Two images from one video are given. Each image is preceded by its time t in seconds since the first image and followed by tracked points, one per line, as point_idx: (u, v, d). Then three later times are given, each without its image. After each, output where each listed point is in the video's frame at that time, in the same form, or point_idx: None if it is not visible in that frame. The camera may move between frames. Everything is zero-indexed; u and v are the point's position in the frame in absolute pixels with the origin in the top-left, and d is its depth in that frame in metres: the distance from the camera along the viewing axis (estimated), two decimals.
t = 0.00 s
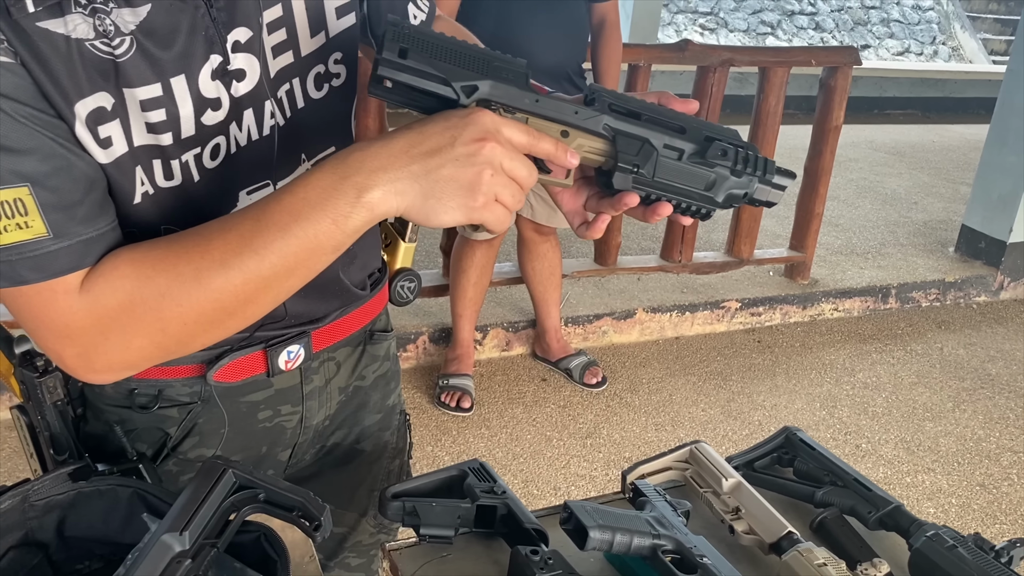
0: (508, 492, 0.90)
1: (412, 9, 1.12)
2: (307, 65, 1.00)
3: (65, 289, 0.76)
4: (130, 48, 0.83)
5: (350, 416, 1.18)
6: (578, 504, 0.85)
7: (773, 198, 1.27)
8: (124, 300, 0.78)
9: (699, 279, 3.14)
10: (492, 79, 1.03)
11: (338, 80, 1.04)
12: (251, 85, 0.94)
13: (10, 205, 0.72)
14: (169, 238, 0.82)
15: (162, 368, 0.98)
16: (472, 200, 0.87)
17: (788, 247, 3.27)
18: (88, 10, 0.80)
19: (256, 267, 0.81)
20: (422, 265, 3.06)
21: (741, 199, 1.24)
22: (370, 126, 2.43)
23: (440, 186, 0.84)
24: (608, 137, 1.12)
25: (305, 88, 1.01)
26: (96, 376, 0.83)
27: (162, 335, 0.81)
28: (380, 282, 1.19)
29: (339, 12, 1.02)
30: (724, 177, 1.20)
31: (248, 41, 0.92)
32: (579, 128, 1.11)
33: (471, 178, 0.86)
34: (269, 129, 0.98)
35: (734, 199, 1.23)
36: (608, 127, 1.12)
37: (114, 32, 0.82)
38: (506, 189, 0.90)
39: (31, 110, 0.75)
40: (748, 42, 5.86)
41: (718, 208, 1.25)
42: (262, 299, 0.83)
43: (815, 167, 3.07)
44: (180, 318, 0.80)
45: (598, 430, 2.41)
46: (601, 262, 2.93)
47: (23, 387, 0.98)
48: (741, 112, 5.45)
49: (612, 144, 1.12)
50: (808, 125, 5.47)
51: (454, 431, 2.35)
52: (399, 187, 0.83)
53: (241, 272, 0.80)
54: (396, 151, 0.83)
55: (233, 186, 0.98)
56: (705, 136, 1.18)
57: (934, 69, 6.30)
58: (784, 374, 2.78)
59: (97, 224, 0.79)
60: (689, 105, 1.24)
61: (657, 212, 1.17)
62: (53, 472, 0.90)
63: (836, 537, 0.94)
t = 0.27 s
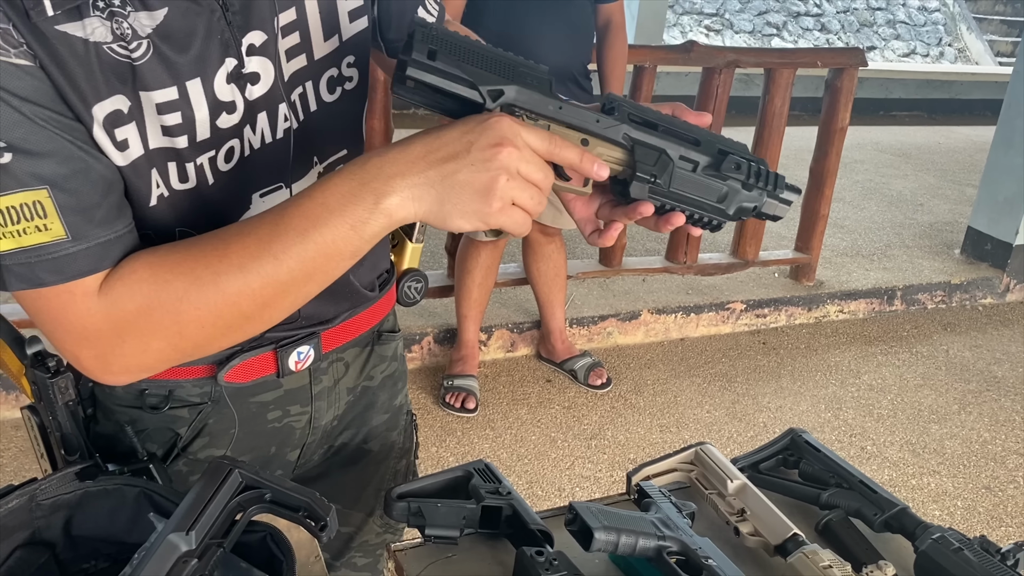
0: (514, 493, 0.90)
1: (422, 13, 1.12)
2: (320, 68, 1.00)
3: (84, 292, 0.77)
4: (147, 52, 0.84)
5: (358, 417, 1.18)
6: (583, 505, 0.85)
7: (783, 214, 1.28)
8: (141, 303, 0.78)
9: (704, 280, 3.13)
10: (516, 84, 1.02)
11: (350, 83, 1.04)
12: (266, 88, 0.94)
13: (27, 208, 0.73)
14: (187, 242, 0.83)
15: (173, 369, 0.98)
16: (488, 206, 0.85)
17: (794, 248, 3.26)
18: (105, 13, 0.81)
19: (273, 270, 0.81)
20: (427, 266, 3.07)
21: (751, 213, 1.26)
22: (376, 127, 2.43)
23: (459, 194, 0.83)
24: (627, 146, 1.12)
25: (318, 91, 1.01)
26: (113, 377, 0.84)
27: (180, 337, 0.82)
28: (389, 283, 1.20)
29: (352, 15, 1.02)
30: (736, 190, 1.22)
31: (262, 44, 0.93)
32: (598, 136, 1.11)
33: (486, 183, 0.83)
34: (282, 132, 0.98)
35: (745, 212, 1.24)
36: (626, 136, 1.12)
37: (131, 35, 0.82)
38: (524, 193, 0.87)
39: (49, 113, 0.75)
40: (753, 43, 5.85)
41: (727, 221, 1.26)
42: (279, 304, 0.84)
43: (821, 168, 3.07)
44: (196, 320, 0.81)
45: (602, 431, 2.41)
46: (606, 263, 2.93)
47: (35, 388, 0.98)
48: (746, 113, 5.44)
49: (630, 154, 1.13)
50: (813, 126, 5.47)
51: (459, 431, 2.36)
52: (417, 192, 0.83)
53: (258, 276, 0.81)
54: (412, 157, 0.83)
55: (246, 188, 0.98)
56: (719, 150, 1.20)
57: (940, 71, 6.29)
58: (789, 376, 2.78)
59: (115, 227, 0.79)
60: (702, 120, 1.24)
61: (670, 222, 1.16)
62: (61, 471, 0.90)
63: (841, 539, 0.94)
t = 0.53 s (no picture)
0: (518, 493, 0.90)
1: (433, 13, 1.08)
2: (334, 69, 1.00)
3: (54, 313, 0.75)
4: (163, 56, 0.84)
5: (366, 417, 1.18)
6: (587, 506, 0.85)
7: (786, 224, 1.33)
8: (105, 333, 0.75)
9: (709, 281, 3.13)
10: (568, 50, 0.95)
11: (365, 84, 1.05)
12: (280, 88, 0.95)
13: (11, 225, 0.70)
14: (170, 272, 0.78)
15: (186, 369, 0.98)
16: (481, 268, 0.73)
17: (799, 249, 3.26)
18: (120, 20, 0.81)
19: (239, 320, 0.75)
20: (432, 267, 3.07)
21: (763, 218, 1.28)
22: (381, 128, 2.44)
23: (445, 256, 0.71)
24: (662, 130, 1.09)
25: (333, 92, 1.01)
26: (82, 395, 0.82)
27: (144, 371, 0.78)
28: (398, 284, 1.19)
29: (366, 17, 1.02)
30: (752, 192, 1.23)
31: (278, 45, 0.93)
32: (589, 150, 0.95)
33: (474, 247, 0.71)
34: (296, 132, 0.99)
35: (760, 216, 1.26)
36: (665, 122, 1.10)
37: (146, 40, 0.83)
38: (517, 241, 0.74)
39: (60, 140, 0.75)
40: (759, 43, 5.85)
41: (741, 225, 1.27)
42: (250, 350, 0.78)
43: (826, 170, 3.07)
44: (161, 357, 0.77)
45: (607, 432, 2.41)
46: (612, 264, 2.93)
47: (48, 390, 1.00)
48: (752, 114, 5.44)
49: (665, 139, 1.10)
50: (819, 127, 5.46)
51: (464, 432, 2.36)
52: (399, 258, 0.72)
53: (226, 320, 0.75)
54: (392, 219, 0.71)
55: (260, 189, 0.99)
56: (742, 151, 1.20)
57: (947, 72, 6.28)
58: (795, 377, 2.77)
59: (98, 248, 0.77)
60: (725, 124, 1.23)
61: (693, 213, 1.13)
62: (66, 470, 0.90)
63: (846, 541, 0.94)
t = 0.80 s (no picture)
0: (524, 493, 0.90)
1: (439, 15, 1.12)
2: (345, 71, 1.01)
3: (34, 319, 0.74)
4: (172, 60, 0.85)
5: (374, 416, 1.18)
6: (592, 506, 0.85)
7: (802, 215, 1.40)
8: (78, 345, 0.75)
9: (715, 282, 3.12)
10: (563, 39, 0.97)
11: (374, 85, 1.05)
12: (291, 90, 0.95)
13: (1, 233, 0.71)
14: (151, 289, 0.78)
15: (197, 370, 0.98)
16: (443, 322, 0.77)
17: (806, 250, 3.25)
18: (128, 24, 0.81)
19: (209, 343, 0.77)
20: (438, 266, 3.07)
21: (777, 207, 1.37)
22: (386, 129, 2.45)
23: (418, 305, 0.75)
24: (681, 120, 1.24)
25: (343, 94, 1.02)
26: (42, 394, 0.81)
27: (111, 381, 0.78)
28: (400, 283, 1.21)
29: (377, 19, 1.02)
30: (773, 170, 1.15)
31: (289, 47, 0.94)
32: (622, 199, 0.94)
33: (439, 303, 0.75)
34: (306, 133, 0.99)
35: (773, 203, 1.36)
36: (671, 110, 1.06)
37: (155, 45, 0.83)
38: (483, 300, 0.78)
39: (59, 149, 0.74)
40: (766, 43, 5.83)
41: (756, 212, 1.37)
42: (214, 369, 0.80)
43: (833, 170, 3.06)
44: (130, 374, 0.77)
45: (612, 433, 2.40)
46: (617, 264, 2.92)
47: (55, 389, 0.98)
48: (758, 114, 5.43)
49: (683, 128, 1.24)
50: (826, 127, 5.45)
51: (469, 432, 2.36)
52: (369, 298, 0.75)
53: (193, 344, 0.76)
54: (363, 270, 0.74)
55: (270, 190, 0.99)
56: (756, 142, 1.33)
57: (954, 72, 6.25)
58: (801, 378, 2.76)
59: (84, 259, 0.76)
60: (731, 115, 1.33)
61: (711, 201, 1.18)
62: (71, 469, 0.90)
63: (851, 542, 0.94)
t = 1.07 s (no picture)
0: (530, 493, 0.89)
1: (449, 30, 1.11)
2: (364, 75, 1.02)
3: None
4: (178, 41, 0.87)
5: (374, 422, 1.20)
6: (598, 506, 0.84)
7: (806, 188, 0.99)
8: None
9: (721, 282, 3.12)
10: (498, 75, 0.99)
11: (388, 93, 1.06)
12: (307, 89, 0.96)
13: None
14: None
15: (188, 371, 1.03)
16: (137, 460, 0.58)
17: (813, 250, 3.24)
18: (134, 4, 0.85)
19: None
20: (443, 266, 3.07)
21: (766, 187, 0.97)
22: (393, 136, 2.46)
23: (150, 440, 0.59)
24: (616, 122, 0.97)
25: (361, 98, 1.03)
26: None
27: None
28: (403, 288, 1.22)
29: (395, 27, 1.05)
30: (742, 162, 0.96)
31: (308, 46, 0.95)
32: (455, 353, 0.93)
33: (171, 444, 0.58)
34: (319, 135, 0.99)
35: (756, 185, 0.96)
36: (614, 115, 0.98)
37: (161, 25, 0.87)
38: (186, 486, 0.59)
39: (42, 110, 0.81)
40: (773, 43, 5.82)
41: (741, 199, 0.97)
42: None
43: (840, 170, 3.05)
44: None
45: (618, 433, 2.40)
46: (623, 264, 2.92)
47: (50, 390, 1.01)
48: (765, 114, 5.41)
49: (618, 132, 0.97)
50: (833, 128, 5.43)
51: (475, 431, 2.35)
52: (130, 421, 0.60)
53: None
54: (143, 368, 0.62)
55: (275, 186, 0.98)
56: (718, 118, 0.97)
57: (962, 72, 6.23)
58: (807, 379, 2.76)
59: None
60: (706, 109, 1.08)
61: (671, 197, 0.97)
62: (74, 467, 0.90)
63: (858, 543, 0.93)
